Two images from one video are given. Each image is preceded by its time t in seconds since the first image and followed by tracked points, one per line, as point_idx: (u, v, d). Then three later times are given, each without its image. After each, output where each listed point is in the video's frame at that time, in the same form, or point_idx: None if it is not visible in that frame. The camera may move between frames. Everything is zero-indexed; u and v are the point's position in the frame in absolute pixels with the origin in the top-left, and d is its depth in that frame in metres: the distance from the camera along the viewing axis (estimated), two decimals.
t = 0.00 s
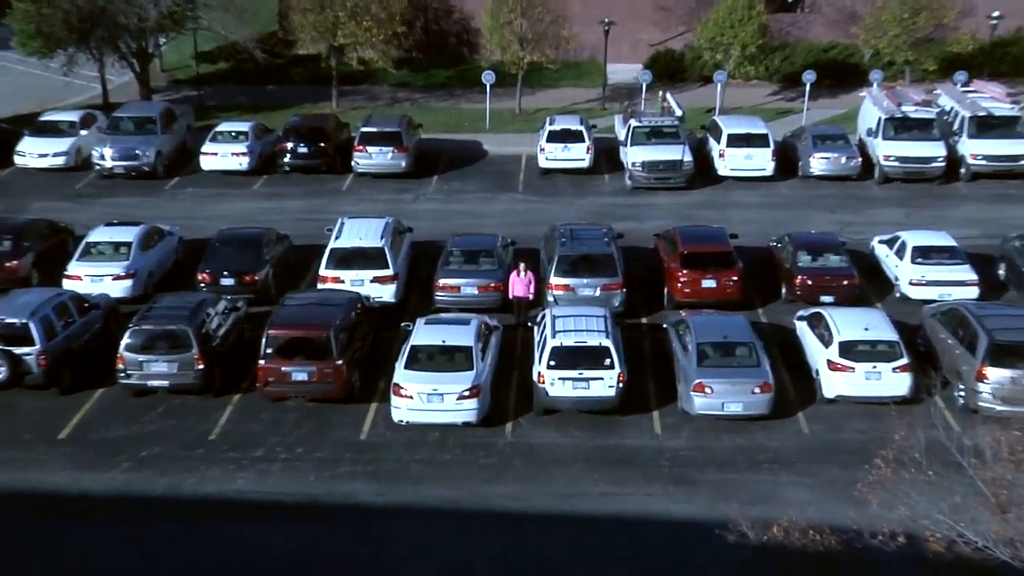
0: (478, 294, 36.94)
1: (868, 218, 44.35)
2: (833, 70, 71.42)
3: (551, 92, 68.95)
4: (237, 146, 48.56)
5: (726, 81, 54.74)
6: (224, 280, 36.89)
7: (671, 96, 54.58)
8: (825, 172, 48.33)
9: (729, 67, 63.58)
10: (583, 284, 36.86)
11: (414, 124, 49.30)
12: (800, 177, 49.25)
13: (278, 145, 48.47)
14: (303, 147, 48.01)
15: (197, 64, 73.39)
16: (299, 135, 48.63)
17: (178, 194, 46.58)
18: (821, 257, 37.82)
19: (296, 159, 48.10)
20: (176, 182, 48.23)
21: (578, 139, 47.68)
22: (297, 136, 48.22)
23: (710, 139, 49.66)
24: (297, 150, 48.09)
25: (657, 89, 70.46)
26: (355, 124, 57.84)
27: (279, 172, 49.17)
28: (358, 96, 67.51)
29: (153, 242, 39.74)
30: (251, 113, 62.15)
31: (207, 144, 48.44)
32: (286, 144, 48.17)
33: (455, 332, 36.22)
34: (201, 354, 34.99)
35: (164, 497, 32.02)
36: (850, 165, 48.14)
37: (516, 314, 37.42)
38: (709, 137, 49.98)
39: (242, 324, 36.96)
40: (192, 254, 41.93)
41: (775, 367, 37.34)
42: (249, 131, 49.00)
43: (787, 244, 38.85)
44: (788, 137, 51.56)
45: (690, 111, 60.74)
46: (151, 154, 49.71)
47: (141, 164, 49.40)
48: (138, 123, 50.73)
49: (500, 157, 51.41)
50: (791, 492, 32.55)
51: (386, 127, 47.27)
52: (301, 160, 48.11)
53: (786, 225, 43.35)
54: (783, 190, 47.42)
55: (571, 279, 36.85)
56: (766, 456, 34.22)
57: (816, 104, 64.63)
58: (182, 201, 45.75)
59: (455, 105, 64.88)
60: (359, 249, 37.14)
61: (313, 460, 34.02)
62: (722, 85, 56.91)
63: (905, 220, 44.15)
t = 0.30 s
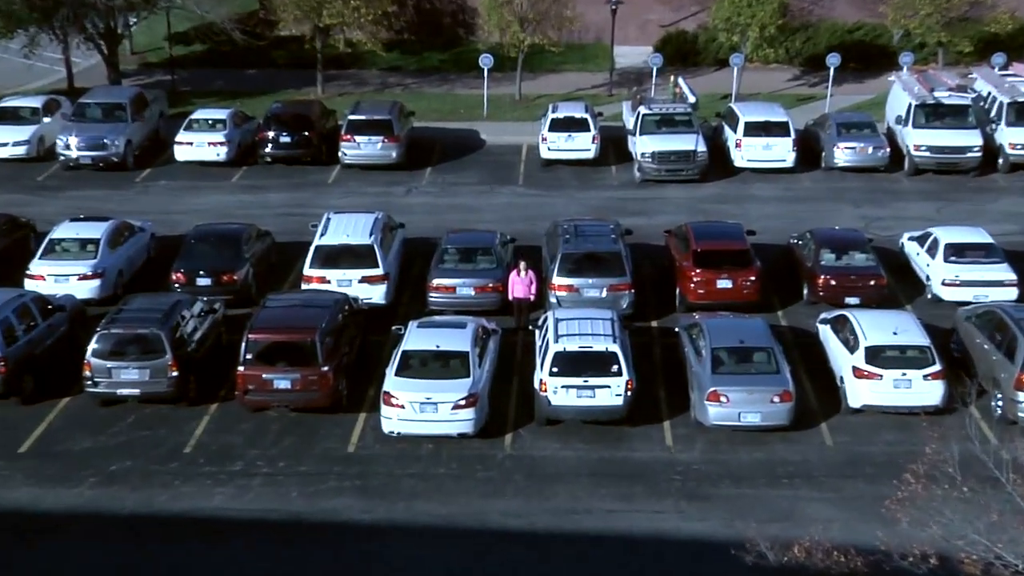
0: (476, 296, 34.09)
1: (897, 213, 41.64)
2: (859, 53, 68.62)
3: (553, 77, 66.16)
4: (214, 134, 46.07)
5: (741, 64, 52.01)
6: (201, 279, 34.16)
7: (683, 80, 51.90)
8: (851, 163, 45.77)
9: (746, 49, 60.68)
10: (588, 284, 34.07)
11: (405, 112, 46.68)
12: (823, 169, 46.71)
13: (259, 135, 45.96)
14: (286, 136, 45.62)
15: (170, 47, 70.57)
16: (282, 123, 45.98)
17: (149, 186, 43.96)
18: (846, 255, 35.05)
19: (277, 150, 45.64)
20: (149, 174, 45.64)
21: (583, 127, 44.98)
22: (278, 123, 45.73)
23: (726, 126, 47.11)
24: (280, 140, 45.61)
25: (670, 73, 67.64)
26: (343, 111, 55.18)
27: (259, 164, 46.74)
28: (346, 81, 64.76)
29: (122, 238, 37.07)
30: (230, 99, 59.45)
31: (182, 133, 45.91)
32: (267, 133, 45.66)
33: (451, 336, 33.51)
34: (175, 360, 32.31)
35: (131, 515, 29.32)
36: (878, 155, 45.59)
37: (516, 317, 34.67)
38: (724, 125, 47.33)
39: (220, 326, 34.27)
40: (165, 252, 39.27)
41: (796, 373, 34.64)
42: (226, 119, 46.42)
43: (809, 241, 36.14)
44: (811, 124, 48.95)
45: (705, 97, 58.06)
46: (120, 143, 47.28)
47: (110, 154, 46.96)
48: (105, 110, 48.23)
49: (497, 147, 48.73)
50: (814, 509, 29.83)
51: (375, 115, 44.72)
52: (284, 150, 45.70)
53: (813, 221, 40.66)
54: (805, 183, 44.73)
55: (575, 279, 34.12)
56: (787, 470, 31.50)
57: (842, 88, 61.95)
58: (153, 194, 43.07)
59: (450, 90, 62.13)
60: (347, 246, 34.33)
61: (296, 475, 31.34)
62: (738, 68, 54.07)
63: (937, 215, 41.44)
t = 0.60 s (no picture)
0: (471, 299, 29.18)
1: (960, 203, 36.87)
2: (915, 16, 63.72)
3: (560, 41, 61.10)
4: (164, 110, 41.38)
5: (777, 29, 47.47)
6: (149, 279, 29.49)
7: (710, 50, 47.32)
8: (907, 144, 41.12)
9: (784, 11, 55.82)
10: (600, 285, 29.25)
11: (388, 86, 42.12)
12: (874, 151, 42.04)
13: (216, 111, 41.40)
14: (248, 114, 41.00)
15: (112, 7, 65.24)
16: (243, 98, 41.28)
17: (89, 171, 39.34)
18: (900, 251, 30.33)
19: (238, 127, 41.08)
20: (90, 157, 40.97)
21: (595, 104, 40.32)
22: (238, 97, 41.13)
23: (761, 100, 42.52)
24: (241, 116, 41.06)
25: (694, 37, 62.67)
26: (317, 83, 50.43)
27: (217, 144, 42.30)
28: (320, 49, 59.83)
29: (56, 230, 32.29)
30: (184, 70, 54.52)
31: (126, 108, 41.20)
32: (227, 110, 41.09)
33: (440, 346, 28.80)
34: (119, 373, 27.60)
35: (53, 557, 24.61)
36: (939, 134, 40.98)
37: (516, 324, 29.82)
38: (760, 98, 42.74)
39: (171, 334, 29.57)
40: (109, 245, 34.54)
41: (842, 388, 29.81)
42: (178, 92, 41.70)
43: (857, 234, 31.35)
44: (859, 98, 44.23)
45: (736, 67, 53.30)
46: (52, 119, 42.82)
47: (39, 133, 42.58)
48: (37, 82, 43.62)
49: (495, 126, 43.99)
50: (866, 548, 25.05)
51: (353, 87, 40.16)
52: (246, 128, 41.07)
53: (859, 212, 35.92)
54: (854, 168, 39.96)
55: (584, 279, 29.33)
56: (832, 501, 26.72)
57: (896, 55, 57.16)
58: (92, 179, 38.45)
59: (441, 59, 57.29)
60: (320, 241, 29.41)
61: (259, 507, 26.59)
62: (775, 35, 49.26)
63: (1005, 204, 36.66)
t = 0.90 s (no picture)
0: (463, 300, 24.99)
1: None
2: None
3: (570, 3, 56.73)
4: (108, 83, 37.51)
5: None
6: (87, 280, 25.67)
7: (742, 13, 43.44)
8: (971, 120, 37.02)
9: None
10: (615, 285, 25.18)
11: (367, 52, 38.34)
12: (932, 128, 37.98)
13: (169, 83, 37.45)
14: (204, 86, 37.12)
15: None
16: (199, 67, 37.35)
17: (13, 152, 35.36)
18: (963, 246, 26.45)
19: (193, 101, 37.20)
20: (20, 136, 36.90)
21: (609, 75, 36.78)
22: (192, 67, 37.22)
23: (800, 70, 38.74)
24: (197, 89, 37.18)
25: None
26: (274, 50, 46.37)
27: (168, 122, 38.30)
28: (285, 11, 55.55)
29: None
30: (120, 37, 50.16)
31: (63, 82, 37.30)
32: (181, 82, 37.14)
33: (428, 356, 24.83)
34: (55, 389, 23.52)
35: None
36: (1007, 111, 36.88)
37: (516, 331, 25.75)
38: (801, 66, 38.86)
39: (115, 342, 25.63)
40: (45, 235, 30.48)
41: (893, 406, 25.75)
42: (124, 62, 37.86)
43: (914, 226, 27.47)
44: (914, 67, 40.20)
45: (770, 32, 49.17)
46: None
47: None
48: None
49: (493, 102, 40.02)
50: None
51: (326, 57, 36.55)
52: (201, 103, 37.19)
53: (918, 201, 31.94)
54: (913, 150, 35.91)
55: (595, 279, 25.22)
56: (884, 536, 22.67)
57: (949, 18, 52.80)
58: (16, 162, 34.49)
59: (427, 22, 53.14)
60: (289, 234, 25.26)
61: (209, 542, 22.58)
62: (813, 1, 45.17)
63: None
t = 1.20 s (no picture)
0: (455, 303, 21.87)
1: None
2: None
3: None
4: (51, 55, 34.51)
5: None
6: (25, 280, 22.75)
7: None
8: None
9: None
10: (630, 285, 22.02)
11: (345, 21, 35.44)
12: (992, 107, 34.72)
13: (119, 55, 34.46)
14: (159, 58, 34.19)
15: None
16: (155, 37, 34.48)
17: None
18: None
19: (147, 75, 34.25)
20: None
21: (623, 48, 33.82)
22: (145, 37, 34.32)
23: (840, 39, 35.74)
24: (151, 62, 34.25)
25: None
26: (246, 18, 43.17)
27: (119, 99, 35.31)
28: None
29: None
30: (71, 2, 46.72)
31: None
32: (133, 54, 34.18)
33: (415, 366, 21.64)
34: None
35: None
36: None
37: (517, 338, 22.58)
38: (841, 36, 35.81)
39: (59, 352, 22.59)
40: None
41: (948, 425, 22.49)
42: (67, 32, 34.84)
43: (972, 221, 24.38)
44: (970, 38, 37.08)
45: None
46: None
47: None
48: None
49: (492, 77, 36.85)
50: None
51: (299, 25, 33.72)
52: (155, 77, 34.25)
53: (971, 189, 28.81)
54: (969, 131, 32.71)
55: (607, 278, 22.06)
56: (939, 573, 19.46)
57: None
58: None
59: None
60: (257, 228, 22.12)
61: None
62: None
63: None
